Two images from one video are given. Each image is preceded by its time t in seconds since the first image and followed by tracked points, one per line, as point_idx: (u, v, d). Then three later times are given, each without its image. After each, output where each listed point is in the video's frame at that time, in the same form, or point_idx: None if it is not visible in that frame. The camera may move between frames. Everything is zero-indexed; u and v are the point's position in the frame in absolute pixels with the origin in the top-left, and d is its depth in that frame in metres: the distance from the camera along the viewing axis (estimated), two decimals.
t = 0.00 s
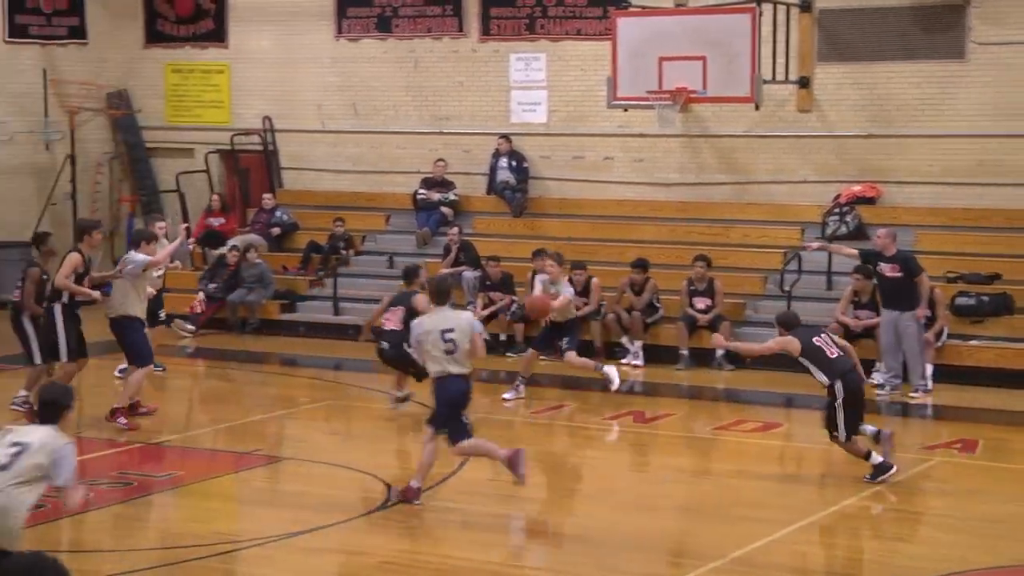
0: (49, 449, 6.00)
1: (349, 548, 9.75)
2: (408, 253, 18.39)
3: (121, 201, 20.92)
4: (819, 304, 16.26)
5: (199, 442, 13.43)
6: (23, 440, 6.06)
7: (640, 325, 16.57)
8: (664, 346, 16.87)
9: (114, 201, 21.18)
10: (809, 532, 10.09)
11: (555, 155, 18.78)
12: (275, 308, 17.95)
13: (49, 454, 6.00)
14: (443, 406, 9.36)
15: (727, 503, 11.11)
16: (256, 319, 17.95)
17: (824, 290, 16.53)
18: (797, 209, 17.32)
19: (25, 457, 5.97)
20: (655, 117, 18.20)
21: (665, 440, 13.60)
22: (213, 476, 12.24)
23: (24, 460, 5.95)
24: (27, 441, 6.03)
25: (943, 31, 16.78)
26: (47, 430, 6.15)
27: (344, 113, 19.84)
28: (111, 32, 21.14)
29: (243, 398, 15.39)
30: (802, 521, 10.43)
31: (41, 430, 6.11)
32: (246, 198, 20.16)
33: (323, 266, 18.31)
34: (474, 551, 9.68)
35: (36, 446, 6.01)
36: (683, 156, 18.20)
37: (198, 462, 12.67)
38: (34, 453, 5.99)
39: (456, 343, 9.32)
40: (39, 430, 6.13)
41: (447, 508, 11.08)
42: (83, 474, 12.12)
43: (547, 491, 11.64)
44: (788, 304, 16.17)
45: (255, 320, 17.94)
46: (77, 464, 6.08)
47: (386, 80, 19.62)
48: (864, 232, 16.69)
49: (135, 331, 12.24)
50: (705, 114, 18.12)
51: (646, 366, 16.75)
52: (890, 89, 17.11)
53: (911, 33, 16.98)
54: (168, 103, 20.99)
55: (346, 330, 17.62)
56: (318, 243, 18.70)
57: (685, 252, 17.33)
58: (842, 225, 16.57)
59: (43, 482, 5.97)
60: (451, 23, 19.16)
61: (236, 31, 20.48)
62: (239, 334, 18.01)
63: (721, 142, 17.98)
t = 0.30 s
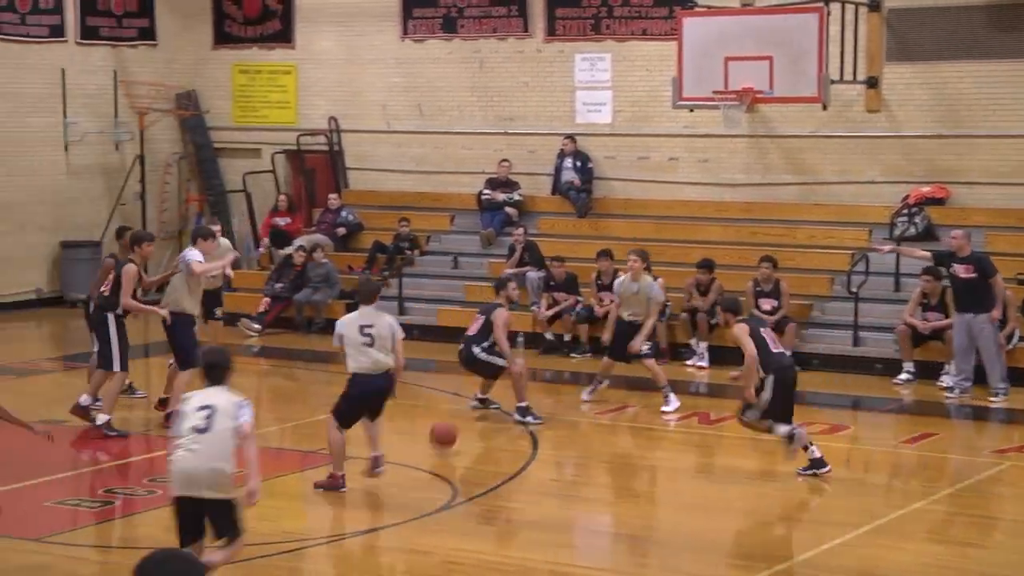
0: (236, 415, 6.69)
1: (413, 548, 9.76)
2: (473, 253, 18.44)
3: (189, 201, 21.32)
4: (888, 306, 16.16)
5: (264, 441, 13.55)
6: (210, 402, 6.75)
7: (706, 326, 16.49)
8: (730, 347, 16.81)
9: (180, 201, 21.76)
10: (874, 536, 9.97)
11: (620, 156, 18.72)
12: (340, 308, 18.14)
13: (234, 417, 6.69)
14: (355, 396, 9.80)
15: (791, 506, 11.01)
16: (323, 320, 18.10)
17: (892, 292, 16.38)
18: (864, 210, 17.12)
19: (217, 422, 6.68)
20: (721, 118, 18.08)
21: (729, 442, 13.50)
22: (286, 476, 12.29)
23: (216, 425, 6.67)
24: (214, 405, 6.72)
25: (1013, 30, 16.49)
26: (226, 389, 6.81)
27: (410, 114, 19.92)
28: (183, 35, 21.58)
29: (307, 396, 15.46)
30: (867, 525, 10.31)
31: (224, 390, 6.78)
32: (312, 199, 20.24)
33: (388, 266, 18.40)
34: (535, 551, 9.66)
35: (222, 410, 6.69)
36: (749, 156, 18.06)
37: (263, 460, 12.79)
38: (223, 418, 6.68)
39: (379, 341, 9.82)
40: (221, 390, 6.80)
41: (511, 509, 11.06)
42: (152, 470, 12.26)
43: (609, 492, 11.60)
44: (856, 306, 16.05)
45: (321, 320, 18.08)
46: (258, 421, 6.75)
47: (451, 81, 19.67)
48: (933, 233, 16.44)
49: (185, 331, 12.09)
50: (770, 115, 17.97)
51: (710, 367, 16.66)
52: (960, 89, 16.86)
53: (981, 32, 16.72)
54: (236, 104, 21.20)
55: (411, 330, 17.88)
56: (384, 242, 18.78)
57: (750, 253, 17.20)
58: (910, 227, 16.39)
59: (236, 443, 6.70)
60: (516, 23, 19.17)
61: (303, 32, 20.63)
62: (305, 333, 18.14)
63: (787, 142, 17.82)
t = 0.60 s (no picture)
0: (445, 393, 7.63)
1: (512, 547, 9.71)
2: (570, 253, 18.45)
3: (288, 200, 21.21)
4: (993, 308, 15.87)
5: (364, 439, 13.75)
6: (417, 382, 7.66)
7: (804, 328, 16.30)
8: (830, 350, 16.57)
9: (279, 201, 21.88)
10: (981, 543, 9.81)
11: (717, 156, 18.62)
12: (437, 307, 18.21)
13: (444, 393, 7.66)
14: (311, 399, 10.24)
15: (893, 510, 10.87)
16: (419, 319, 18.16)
17: (997, 294, 16.08)
18: (967, 211, 16.85)
19: (429, 403, 7.63)
20: (821, 118, 17.91)
21: (829, 445, 13.36)
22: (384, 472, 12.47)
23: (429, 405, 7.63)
24: (423, 386, 7.65)
25: None
26: (428, 365, 7.74)
27: (506, 114, 20.01)
28: (282, 35, 21.84)
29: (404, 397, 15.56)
30: (973, 531, 10.15)
31: (428, 366, 7.72)
32: (409, 198, 20.30)
33: (484, 266, 18.46)
34: (637, 552, 9.64)
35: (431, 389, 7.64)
36: (849, 156, 17.87)
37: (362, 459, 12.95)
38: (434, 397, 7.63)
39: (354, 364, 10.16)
40: (424, 367, 7.73)
41: (610, 509, 10.99)
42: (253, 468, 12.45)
43: (709, 493, 11.54)
44: (959, 308, 15.78)
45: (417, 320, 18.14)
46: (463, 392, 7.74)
47: (548, 81, 19.71)
48: None
49: (287, 330, 12.63)
50: (871, 115, 17.75)
51: (809, 369, 16.47)
52: None
53: None
54: (335, 104, 21.39)
55: (508, 332, 17.95)
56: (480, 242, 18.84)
57: (850, 255, 17.00)
58: (1015, 228, 15.95)
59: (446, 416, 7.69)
60: (613, 23, 19.17)
61: (401, 33, 20.79)
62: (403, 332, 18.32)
63: (889, 142, 17.58)
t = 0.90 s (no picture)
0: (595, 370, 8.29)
1: (598, 549, 9.63)
2: (658, 254, 18.39)
3: (376, 200, 21.29)
4: None
5: (452, 440, 13.86)
6: (564, 362, 8.27)
7: (895, 330, 16.06)
8: (921, 352, 16.30)
9: (368, 200, 22.10)
10: None
11: (808, 156, 18.43)
12: (523, 308, 18.22)
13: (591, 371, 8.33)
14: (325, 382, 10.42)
15: (985, 516, 10.68)
16: (505, 319, 18.17)
17: None
18: None
19: (582, 382, 8.24)
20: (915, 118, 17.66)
21: (920, 448, 13.15)
22: (466, 472, 12.58)
23: (581, 383, 8.23)
24: (572, 366, 8.26)
25: None
26: (568, 346, 8.36)
27: (596, 114, 20.03)
28: (372, 36, 22.03)
29: (490, 398, 15.64)
30: None
31: (573, 349, 8.30)
32: (496, 198, 20.07)
33: (571, 266, 18.29)
34: (723, 554, 9.57)
35: (580, 369, 8.27)
36: (943, 156, 17.56)
37: (446, 459, 13.03)
38: (586, 375, 8.28)
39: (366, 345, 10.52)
40: (566, 347, 8.34)
41: (696, 511, 10.88)
42: (338, 467, 12.57)
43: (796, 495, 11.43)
44: None
45: (504, 319, 18.19)
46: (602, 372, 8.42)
47: (637, 80, 19.67)
48: None
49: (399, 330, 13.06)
50: (967, 114, 17.39)
51: (900, 372, 16.17)
52: None
53: None
54: (424, 104, 21.58)
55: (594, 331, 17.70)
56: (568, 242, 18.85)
57: (945, 257, 16.67)
58: None
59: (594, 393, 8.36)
60: (703, 22, 19.08)
61: (491, 34, 20.89)
62: (489, 332, 18.32)
63: (985, 142, 17.22)
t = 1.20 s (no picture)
0: (728, 374, 8.39)
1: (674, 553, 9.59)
2: (728, 255, 18.29)
3: (447, 200, 21.56)
4: None
5: (521, 441, 13.90)
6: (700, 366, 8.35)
7: (972, 333, 15.82)
8: (999, 355, 16.09)
9: (439, 201, 22.46)
10: None
11: (882, 156, 18.25)
12: (594, 309, 18.22)
13: (727, 372, 8.44)
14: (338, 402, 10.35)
15: None
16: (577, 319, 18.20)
17: None
18: None
19: (717, 386, 8.38)
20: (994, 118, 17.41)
21: (997, 453, 12.97)
22: (537, 471, 12.63)
23: (717, 387, 8.37)
24: (709, 371, 8.36)
25: None
26: (702, 350, 8.42)
27: (667, 114, 19.97)
28: (443, 36, 22.16)
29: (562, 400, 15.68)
30: None
31: (709, 353, 8.40)
32: (568, 198, 20.09)
33: (642, 266, 18.36)
34: (799, 558, 9.50)
35: (715, 373, 8.36)
36: (1022, 157, 17.27)
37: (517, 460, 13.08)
38: (720, 379, 8.37)
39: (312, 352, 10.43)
40: (700, 351, 8.41)
41: (771, 514, 10.80)
42: (410, 467, 12.67)
43: (871, 499, 11.32)
44: None
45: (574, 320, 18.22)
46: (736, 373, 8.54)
47: (709, 81, 19.60)
48: None
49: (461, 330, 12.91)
50: None
51: (977, 375, 16.01)
52: None
53: None
54: (495, 104, 21.62)
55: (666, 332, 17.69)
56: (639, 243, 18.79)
57: None
58: None
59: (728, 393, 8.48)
60: (777, 22, 18.99)
61: (563, 34, 20.94)
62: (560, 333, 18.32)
63: None
